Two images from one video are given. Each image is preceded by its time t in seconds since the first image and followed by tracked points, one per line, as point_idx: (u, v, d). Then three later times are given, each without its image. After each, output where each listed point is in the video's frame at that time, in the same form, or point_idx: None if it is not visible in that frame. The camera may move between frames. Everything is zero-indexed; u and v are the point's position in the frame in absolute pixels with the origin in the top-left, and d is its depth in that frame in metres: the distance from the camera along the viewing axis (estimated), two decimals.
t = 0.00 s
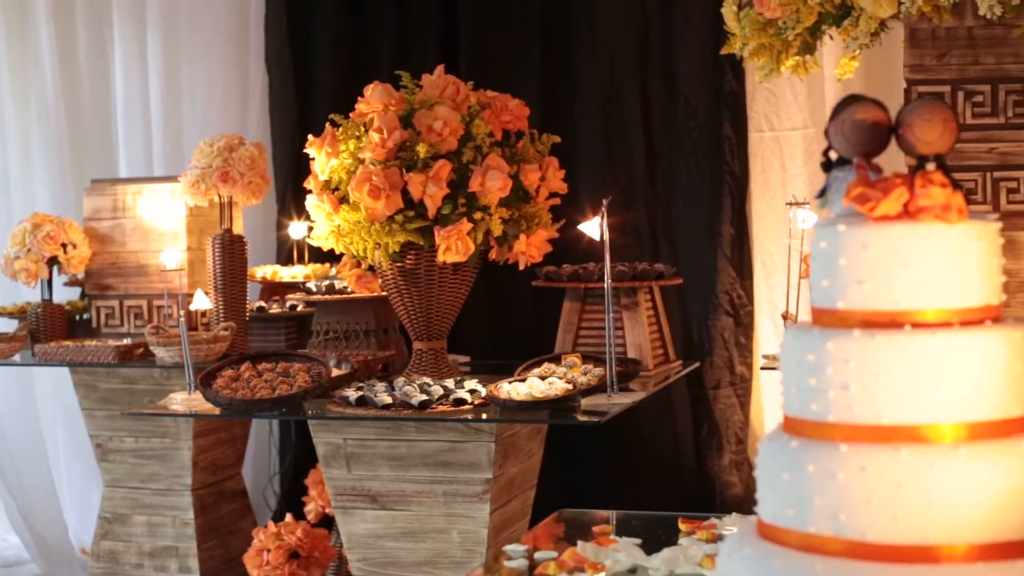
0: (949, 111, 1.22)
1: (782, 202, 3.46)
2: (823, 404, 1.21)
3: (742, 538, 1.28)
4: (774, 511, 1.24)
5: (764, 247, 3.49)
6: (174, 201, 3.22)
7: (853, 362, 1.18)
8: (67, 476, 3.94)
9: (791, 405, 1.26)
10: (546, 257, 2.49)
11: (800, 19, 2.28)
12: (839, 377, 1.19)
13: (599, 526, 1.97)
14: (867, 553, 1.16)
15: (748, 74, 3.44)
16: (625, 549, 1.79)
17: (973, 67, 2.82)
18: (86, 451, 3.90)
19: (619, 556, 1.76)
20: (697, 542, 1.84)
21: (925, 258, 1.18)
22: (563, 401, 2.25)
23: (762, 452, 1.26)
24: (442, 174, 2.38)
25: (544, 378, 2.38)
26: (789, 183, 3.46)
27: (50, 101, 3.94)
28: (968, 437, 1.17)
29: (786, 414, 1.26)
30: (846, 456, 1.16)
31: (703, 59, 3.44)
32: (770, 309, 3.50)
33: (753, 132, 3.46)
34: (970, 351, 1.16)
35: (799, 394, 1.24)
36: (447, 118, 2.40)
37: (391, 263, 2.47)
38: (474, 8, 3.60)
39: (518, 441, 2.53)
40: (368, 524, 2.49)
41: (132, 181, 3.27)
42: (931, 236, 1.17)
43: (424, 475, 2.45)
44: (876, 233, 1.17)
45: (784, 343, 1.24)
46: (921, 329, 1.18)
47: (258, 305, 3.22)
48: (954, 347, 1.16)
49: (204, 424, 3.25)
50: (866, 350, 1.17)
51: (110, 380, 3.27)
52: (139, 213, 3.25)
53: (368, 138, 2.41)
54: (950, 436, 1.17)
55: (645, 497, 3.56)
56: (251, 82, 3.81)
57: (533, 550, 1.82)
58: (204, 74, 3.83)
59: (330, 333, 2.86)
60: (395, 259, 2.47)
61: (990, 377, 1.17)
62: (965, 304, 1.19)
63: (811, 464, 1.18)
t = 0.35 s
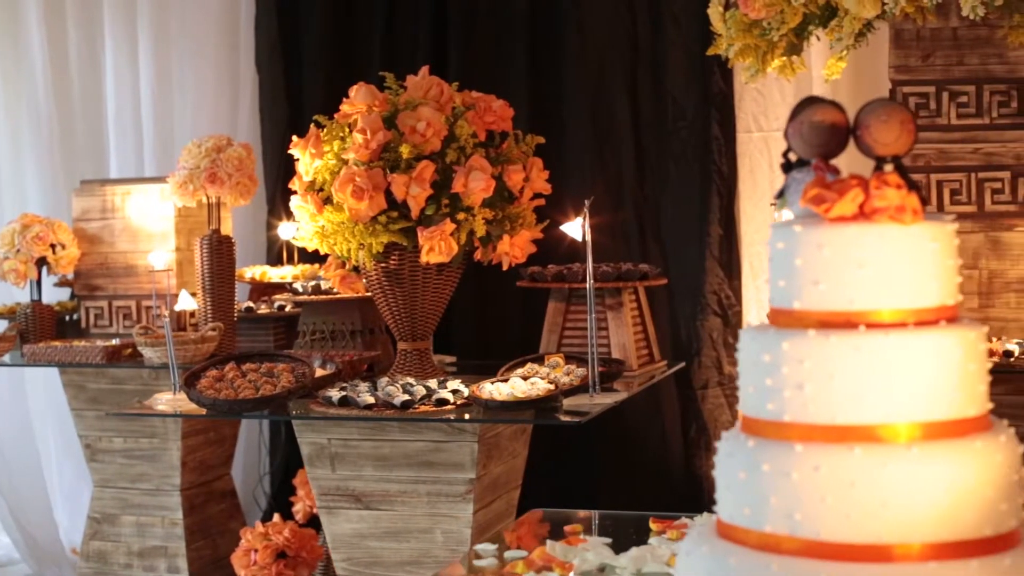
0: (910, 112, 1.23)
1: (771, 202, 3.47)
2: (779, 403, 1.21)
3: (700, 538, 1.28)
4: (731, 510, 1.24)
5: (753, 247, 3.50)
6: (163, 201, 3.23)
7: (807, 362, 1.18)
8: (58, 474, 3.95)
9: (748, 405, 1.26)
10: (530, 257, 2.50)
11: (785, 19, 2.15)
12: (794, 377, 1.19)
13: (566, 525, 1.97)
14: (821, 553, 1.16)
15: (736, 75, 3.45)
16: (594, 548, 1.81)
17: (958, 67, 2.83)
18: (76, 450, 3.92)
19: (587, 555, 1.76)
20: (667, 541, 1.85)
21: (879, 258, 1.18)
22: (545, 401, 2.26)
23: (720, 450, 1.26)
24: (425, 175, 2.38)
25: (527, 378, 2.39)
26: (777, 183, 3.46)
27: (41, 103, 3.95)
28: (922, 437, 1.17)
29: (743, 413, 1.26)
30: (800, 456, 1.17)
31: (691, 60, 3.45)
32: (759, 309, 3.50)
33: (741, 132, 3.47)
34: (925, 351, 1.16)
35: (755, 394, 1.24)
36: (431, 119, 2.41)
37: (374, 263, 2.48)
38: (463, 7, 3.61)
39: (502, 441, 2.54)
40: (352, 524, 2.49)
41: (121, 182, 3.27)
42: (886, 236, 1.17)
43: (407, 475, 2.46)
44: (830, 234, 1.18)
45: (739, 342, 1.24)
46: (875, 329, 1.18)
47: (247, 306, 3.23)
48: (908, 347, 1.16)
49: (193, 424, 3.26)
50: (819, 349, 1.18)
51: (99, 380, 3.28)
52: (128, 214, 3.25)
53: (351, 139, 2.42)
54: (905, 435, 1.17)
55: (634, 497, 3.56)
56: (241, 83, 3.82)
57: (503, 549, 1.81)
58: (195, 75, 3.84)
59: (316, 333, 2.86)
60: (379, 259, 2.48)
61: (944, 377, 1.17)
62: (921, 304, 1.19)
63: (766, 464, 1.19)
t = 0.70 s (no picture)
0: (867, 115, 1.25)
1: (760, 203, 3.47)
2: (732, 402, 1.21)
3: (658, 537, 1.29)
4: (687, 509, 1.25)
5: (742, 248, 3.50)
6: (153, 202, 3.24)
7: (760, 362, 1.18)
8: (49, 475, 3.95)
9: (704, 406, 1.26)
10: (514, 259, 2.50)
11: (770, 20, 2.13)
12: (747, 376, 1.20)
13: (537, 523, 1.98)
14: (773, 551, 1.17)
15: (725, 76, 3.46)
16: (562, 548, 1.81)
17: (944, 69, 2.82)
18: (66, 451, 3.92)
19: (554, 555, 1.77)
20: (636, 540, 1.86)
21: (833, 259, 1.18)
22: (527, 401, 2.27)
23: (677, 450, 1.27)
24: (408, 176, 2.40)
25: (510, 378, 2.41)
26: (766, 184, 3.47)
27: (34, 104, 3.96)
28: (874, 437, 1.18)
29: (700, 413, 1.26)
30: (752, 455, 1.17)
31: (680, 62, 3.46)
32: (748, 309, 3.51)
33: (730, 133, 3.47)
34: (876, 351, 1.17)
35: (711, 394, 1.25)
36: (414, 121, 2.41)
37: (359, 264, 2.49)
38: (453, 8, 3.61)
39: (486, 441, 2.55)
40: (338, 524, 2.50)
41: (110, 183, 3.29)
42: (838, 237, 1.18)
43: (392, 475, 2.46)
44: (783, 235, 1.19)
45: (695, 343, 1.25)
46: (828, 329, 1.18)
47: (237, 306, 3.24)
48: (859, 348, 1.17)
49: (182, 425, 3.26)
50: (771, 349, 1.18)
51: (90, 380, 3.29)
52: (117, 215, 3.26)
53: (336, 140, 2.43)
54: (858, 435, 1.18)
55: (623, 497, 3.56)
56: (232, 84, 3.83)
57: (472, 549, 1.81)
58: (186, 77, 3.85)
59: (303, 334, 2.88)
60: (364, 260, 2.49)
61: (897, 378, 1.17)
62: (873, 304, 1.20)
63: (719, 463, 1.19)
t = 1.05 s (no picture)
0: (820, 115, 1.25)
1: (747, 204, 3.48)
2: (685, 402, 1.23)
3: (614, 535, 1.30)
4: (642, 508, 1.26)
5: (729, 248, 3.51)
6: (141, 202, 3.25)
7: (712, 362, 1.19)
8: (40, 475, 3.97)
9: (659, 406, 1.27)
10: (496, 258, 2.53)
11: (753, 21, 2.12)
12: (700, 376, 1.21)
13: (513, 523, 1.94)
14: (725, 549, 1.18)
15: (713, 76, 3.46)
16: (529, 545, 1.80)
17: (927, 69, 2.84)
18: (56, 450, 3.94)
19: (521, 552, 1.77)
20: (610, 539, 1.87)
21: (785, 259, 1.19)
22: (507, 400, 2.28)
23: (633, 449, 1.28)
24: (391, 176, 2.41)
25: (490, 378, 2.42)
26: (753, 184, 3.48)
27: (25, 104, 3.96)
28: (826, 436, 1.19)
29: (654, 413, 1.27)
30: (704, 454, 1.18)
31: (669, 62, 3.47)
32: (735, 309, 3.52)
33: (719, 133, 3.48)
34: (827, 350, 1.18)
35: (665, 394, 1.26)
36: (396, 121, 2.43)
37: (341, 264, 2.50)
38: (443, 9, 3.62)
39: (469, 440, 2.56)
40: (321, 523, 2.51)
41: (99, 183, 3.30)
42: (791, 237, 1.19)
43: (375, 473, 2.47)
44: (735, 235, 1.20)
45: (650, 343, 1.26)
46: (780, 329, 1.19)
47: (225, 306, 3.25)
48: (811, 348, 1.17)
49: (170, 424, 3.28)
50: (723, 349, 1.19)
51: (78, 380, 3.30)
52: (105, 215, 3.28)
53: (318, 140, 2.44)
54: (810, 434, 1.19)
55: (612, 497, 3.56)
56: (222, 85, 3.84)
57: (441, 546, 1.82)
58: (177, 78, 3.86)
59: (289, 334, 2.89)
60: (347, 260, 2.50)
61: (848, 377, 1.18)
62: (826, 304, 1.21)
63: (672, 462, 1.20)
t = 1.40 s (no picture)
0: (777, 118, 1.26)
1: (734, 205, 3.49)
2: (640, 402, 1.23)
3: (572, 534, 1.32)
4: (599, 507, 1.27)
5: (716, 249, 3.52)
6: (129, 202, 3.26)
7: (666, 361, 1.20)
8: (31, 475, 3.97)
9: (616, 406, 1.28)
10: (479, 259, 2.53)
11: (737, 22, 2.12)
12: (654, 375, 1.22)
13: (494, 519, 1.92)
14: (678, 548, 1.19)
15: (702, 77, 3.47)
16: (497, 544, 1.80)
17: (911, 70, 2.84)
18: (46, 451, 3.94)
19: (489, 551, 1.77)
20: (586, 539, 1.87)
21: (739, 260, 1.20)
22: (488, 401, 2.28)
23: (590, 449, 1.29)
24: (373, 177, 2.41)
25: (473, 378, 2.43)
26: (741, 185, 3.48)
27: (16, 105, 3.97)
28: (780, 435, 1.20)
29: (611, 412, 1.28)
30: (658, 453, 1.19)
31: (658, 63, 3.47)
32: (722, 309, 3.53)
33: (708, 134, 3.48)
34: (779, 350, 1.18)
35: (622, 393, 1.27)
36: (378, 122, 2.43)
37: (324, 265, 2.51)
38: (432, 10, 3.62)
39: (452, 439, 2.57)
40: (305, 522, 2.52)
41: (88, 183, 3.31)
42: (746, 238, 1.20)
43: (358, 473, 2.48)
44: (689, 236, 1.20)
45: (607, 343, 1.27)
46: (733, 329, 1.20)
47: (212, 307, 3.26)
48: (765, 348, 1.18)
49: (158, 424, 3.29)
50: (677, 349, 1.20)
51: (67, 380, 3.31)
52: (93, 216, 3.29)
53: (302, 141, 2.45)
54: (764, 433, 1.19)
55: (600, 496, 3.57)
56: (212, 86, 3.85)
57: (411, 545, 1.82)
58: (167, 79, 3.87)
59: (275, 334, 2.91)
60: (330, 261, 2.50)
61: (801, 377, 1.19)
62: (781, 304, 1.22)
63: (627, 461, 1.21)
